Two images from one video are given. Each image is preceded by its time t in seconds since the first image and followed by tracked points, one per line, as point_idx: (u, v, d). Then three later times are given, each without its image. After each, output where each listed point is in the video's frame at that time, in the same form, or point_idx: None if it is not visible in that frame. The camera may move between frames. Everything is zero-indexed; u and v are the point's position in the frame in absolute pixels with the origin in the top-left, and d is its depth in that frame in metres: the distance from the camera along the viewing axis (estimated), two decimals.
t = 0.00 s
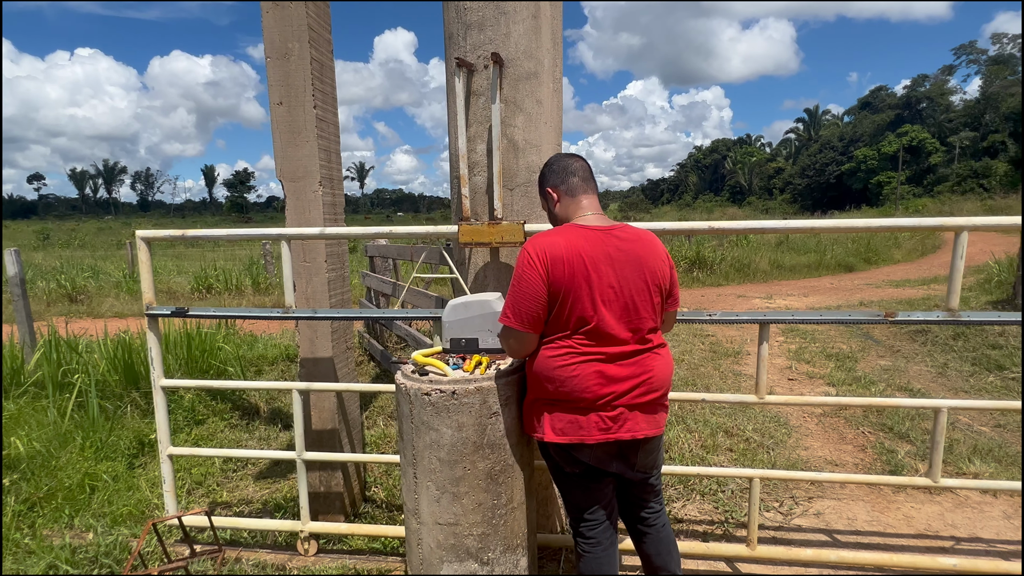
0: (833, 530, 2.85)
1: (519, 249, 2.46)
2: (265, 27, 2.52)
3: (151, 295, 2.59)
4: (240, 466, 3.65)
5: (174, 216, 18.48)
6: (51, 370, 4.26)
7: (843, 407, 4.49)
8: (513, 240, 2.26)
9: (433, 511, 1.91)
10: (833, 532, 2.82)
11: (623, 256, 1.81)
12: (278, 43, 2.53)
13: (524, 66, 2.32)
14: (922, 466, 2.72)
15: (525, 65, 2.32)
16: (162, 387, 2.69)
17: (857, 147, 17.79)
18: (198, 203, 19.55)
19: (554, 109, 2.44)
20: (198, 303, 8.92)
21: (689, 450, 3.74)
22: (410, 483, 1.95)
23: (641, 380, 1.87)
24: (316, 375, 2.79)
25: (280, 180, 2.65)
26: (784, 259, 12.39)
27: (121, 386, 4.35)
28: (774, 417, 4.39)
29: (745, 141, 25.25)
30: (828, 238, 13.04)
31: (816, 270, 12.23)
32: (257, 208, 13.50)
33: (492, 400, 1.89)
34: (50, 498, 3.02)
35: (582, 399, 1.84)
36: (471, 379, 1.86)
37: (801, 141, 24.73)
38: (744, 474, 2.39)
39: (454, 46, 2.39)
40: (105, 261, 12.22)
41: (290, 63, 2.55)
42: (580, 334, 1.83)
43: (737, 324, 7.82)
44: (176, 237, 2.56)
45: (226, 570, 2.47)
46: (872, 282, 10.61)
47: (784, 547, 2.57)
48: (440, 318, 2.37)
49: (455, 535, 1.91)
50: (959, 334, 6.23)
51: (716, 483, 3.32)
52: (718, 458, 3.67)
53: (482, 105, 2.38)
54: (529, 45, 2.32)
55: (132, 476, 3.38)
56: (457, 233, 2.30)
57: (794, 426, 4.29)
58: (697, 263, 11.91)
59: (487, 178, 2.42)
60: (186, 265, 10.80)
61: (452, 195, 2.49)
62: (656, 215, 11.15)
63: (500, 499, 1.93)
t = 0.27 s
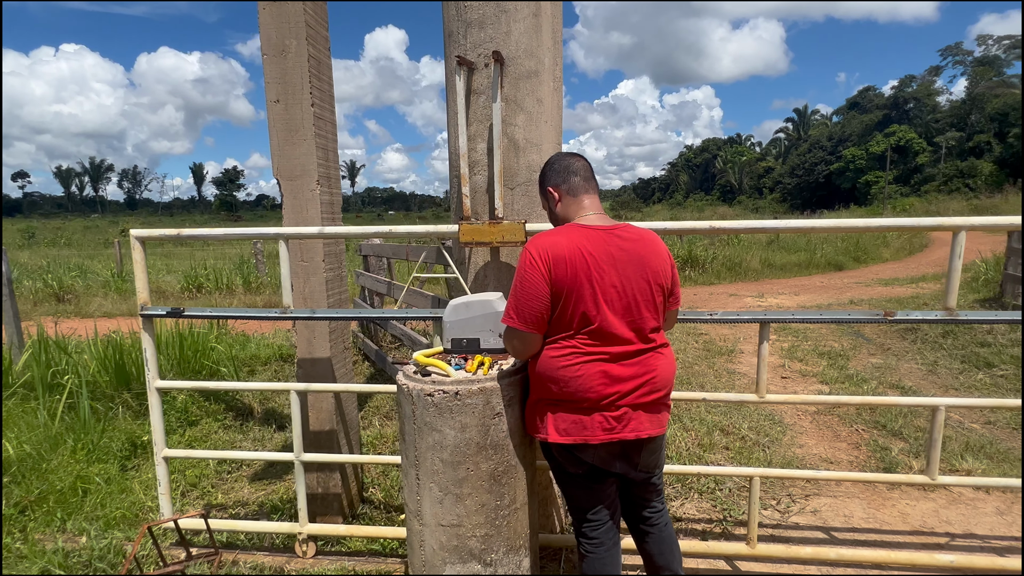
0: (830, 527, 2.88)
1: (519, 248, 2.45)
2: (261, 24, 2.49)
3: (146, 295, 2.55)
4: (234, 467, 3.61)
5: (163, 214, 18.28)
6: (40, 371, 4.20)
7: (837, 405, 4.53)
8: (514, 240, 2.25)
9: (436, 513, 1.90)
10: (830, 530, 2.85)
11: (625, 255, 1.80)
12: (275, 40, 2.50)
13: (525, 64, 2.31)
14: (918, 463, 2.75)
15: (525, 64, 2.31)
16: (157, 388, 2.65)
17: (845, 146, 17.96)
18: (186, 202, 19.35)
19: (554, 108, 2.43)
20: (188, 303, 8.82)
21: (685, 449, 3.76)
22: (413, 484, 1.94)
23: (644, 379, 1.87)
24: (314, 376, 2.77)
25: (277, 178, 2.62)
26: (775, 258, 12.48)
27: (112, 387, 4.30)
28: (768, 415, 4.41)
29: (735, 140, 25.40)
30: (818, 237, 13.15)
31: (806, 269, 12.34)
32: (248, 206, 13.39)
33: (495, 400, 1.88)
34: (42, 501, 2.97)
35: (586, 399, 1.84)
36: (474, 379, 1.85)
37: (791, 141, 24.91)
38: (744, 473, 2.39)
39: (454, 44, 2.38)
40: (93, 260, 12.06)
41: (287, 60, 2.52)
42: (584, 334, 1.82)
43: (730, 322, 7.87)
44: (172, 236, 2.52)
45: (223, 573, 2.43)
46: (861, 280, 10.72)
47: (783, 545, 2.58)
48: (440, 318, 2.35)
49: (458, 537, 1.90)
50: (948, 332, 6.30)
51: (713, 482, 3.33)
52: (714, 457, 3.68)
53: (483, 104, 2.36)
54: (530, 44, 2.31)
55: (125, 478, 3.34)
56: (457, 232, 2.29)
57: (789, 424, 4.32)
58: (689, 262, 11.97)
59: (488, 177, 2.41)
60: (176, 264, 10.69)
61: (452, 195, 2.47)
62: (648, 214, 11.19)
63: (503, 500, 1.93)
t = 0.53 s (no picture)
0: (830, 526, 2.88)
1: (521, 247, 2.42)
2: (258, 18, 2.44)
3: (139, 295, 2.49)
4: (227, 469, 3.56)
5: (149, 212, 18.04)
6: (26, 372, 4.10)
7: (831, 404, 4.55)
8: (517, 239, 2.22)
9: (440, 516, 1.87)
10: (830, 528, 2.85)
11: (630, 255, 1.78)
12: (271, 34, 2.45)
13: (528, 61, 2.28)
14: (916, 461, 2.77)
15: (528, 60, 2.28)
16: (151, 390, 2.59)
17: (833, 147, 18.14)
18: (173, 200, 19.11)
19: (557, 105, 2.40)
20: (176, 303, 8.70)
21: (683, 448, 3.75)
22: (416, 487, 1.91)
23: (651, 379, 1.85)
24: (311, 376, 2.72)
25: (273, 175, 2.57)
26: (765, 257, 12.56)
27: (101, 388, 4.21)
28: (764, 413, 4.43)
29: (724, 140, 25.52)
30: (807, 236, 13.26)
31: (796, 268, 12.44)
32: (237, 204, 13.24)
33: (500, 401, 1.85)
34: (30, 505, 2.89)
35: (593, 400, 1.81)
36: (479, 380, 1.82)
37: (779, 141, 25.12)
38: (747, 473, 2.38)
39: (455, 40, 2.34)
40: (78, 259, 11.86)
41: (284, 55, 2.47)
42: (590, 335, 1.80)
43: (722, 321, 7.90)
44: (166, 234, 2.47)
45: None
46: (851, 280, 10.82)
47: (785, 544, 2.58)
48: (441, 318, 2.32)
49: (463, 540, 1.87)
50: (938, 331, 6.38)
51: (712, 481, 3.33)
52: (712, 456, 3.68)
53: (485, 101, 2.33)
54: (533, 40, 2.28)
55: (116, 481, 3.27)
56: (459, 230, 2.25)
57: (784, 423, 4.34)
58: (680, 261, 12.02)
59: (490, 175, 2.38)
60: (163, 263, 10.54)
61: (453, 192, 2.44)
62: (640, 213, 11.21)
63: (508, 502, 1.90)
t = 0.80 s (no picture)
0: (831, 522, 2.88)
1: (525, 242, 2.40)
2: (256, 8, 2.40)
3: (134, 290, 2.43)
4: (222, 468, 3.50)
5: (137, 211, 17.82)
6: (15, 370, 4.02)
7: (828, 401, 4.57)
8: (521, 233, 2.19)
9: (445, 514, 1.84)
10: (831, 525, 2.85)
11: (637, 249, 1.75)
12: (271, 25, 2.41)
13: (532, 53, 2.26)
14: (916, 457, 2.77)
15: (532, 53, 2.26)
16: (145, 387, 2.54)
17: (824, 147, 18.28)
18: (162, 198, 18.88)
19: (560, 99, 2.38)
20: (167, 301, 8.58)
21: (682, 446, 3.74)
22: (420, 484, 1.87)
23: (658, 375, 1.83)
24: (310, 373, 2.68)
25: (272, 169, 2.53)
26: (757, 256, 12.62)
27: (92, 386, 4.14)
28: (761, 411, 4.43)
29: (715, 141, 25.64)
30: (799, 236, 13.34)
31: (788, 267, 12.51)
32: (227, 202, 13.11)
33: (506, 397, 1.82)
34: (20, 506, 2.83)
35: (599, 396, 1.79)
36: (484, 376, 1.79)
37: (770, 141, 25.27)
38: (752, 470, 2.37)
39: (458, 32, 2.31)
40: (65, 257, 11.68)
41: (283, 46, 2.43)
42: (596, 330, 1.78)
43: (717, 320, 7.92)
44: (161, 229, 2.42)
45: None
46: (842, 279, 10.89)
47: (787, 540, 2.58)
48: (444, 313, 2.29)
49: (468, 538, 1.84)
50: (930, 329, 6.42)
51: (712, 478, 3.32)
52: (712, 453, 3.68)
53: (488, 94, 2.30)
54: (537, 32, 2.26)
55: (108, 481, 3.21)
56: (462, 225, 2.22)
57: (781, 420, 4.34)
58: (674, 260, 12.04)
59: (493, 169, 2.35)
60: (153, 261, 10.41)
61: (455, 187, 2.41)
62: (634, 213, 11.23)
63: (514, 499, 1.88)
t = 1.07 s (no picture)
0: (831, 520, 2.89)
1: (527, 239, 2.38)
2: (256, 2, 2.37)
3: (131, 287, 2.40)
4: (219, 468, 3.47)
5: (130, 209, 17.68)
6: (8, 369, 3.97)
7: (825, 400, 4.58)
8: (524, 230, 2.17)
9: (449, 512, 1.82)
10: (831, 523, 2.86)
11: (644, 246, 1.74)
12: (271, 20, 2.39)
13: (535, 49, 2.25)
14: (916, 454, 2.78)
15: (536, 49, 2.25)
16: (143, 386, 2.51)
17: (817, 148, 18.36)
18: (155, 197, 18.73)
19: (563, 95, 2.37)
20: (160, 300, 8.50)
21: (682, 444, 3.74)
22: (424, 482, 1.86)
23: (663, 373, 1.82)
24: (310, 371, 2.66)
25: (272, 165, 2.50)
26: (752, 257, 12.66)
27: (86, 386, 4.09)
28: (759, 410, 4.44)
29: (709, 142, 25.73)
30: (793, 236, 13.40)
31: (782, 267, 12.56)
32: (221, 201, 13.02)
33: (511, 394, 1.81)
34: (14, 506, 2.79)
35: (605, 394, 1.78)
36: (489, 373, 1.78)
37: (764, 142, 25.39)
38: (754, 467, 2.36)
39: (461, 27, 2.30)
40: (56, 255, 11.56)
41: (283, 41, 2.41)
42: (602, 328, 1.77)
43: (713, 319, 7.93)
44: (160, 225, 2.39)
45: None
46: (836, 279, 10.95)
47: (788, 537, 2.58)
48: (446, 310, 2.27)
49: (472, 536, 1.83)
50: (925, 328, 6.45)
51: (712, 477, 3.32)
52: (711, 452, 3.68)
53: (491, 90, 2.29)
54: (540, 28, 2.25)
55: (103, 481, 3.17)
56: (465, 221, 2.20)
57: (779, 419, 4.35)
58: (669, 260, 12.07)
59: (495, 166, 2.34)
60: (146, 260, 10.32)
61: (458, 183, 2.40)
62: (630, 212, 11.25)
63: (518, 497, 1.86)
